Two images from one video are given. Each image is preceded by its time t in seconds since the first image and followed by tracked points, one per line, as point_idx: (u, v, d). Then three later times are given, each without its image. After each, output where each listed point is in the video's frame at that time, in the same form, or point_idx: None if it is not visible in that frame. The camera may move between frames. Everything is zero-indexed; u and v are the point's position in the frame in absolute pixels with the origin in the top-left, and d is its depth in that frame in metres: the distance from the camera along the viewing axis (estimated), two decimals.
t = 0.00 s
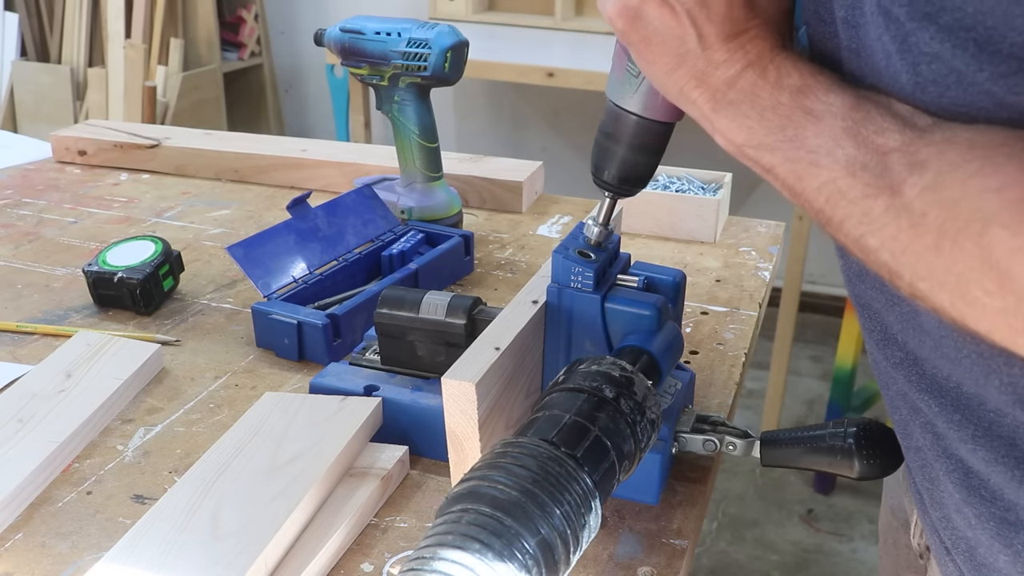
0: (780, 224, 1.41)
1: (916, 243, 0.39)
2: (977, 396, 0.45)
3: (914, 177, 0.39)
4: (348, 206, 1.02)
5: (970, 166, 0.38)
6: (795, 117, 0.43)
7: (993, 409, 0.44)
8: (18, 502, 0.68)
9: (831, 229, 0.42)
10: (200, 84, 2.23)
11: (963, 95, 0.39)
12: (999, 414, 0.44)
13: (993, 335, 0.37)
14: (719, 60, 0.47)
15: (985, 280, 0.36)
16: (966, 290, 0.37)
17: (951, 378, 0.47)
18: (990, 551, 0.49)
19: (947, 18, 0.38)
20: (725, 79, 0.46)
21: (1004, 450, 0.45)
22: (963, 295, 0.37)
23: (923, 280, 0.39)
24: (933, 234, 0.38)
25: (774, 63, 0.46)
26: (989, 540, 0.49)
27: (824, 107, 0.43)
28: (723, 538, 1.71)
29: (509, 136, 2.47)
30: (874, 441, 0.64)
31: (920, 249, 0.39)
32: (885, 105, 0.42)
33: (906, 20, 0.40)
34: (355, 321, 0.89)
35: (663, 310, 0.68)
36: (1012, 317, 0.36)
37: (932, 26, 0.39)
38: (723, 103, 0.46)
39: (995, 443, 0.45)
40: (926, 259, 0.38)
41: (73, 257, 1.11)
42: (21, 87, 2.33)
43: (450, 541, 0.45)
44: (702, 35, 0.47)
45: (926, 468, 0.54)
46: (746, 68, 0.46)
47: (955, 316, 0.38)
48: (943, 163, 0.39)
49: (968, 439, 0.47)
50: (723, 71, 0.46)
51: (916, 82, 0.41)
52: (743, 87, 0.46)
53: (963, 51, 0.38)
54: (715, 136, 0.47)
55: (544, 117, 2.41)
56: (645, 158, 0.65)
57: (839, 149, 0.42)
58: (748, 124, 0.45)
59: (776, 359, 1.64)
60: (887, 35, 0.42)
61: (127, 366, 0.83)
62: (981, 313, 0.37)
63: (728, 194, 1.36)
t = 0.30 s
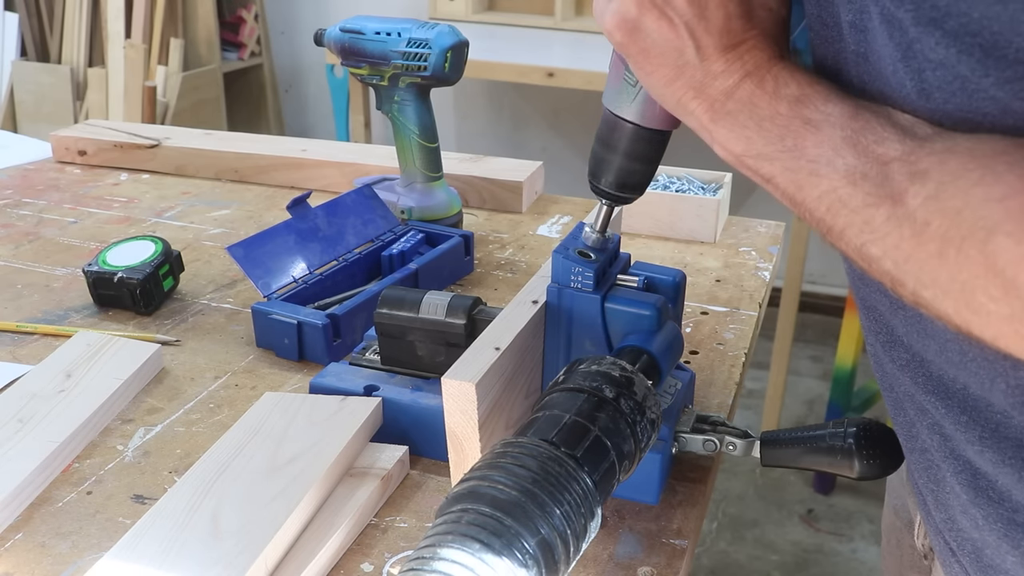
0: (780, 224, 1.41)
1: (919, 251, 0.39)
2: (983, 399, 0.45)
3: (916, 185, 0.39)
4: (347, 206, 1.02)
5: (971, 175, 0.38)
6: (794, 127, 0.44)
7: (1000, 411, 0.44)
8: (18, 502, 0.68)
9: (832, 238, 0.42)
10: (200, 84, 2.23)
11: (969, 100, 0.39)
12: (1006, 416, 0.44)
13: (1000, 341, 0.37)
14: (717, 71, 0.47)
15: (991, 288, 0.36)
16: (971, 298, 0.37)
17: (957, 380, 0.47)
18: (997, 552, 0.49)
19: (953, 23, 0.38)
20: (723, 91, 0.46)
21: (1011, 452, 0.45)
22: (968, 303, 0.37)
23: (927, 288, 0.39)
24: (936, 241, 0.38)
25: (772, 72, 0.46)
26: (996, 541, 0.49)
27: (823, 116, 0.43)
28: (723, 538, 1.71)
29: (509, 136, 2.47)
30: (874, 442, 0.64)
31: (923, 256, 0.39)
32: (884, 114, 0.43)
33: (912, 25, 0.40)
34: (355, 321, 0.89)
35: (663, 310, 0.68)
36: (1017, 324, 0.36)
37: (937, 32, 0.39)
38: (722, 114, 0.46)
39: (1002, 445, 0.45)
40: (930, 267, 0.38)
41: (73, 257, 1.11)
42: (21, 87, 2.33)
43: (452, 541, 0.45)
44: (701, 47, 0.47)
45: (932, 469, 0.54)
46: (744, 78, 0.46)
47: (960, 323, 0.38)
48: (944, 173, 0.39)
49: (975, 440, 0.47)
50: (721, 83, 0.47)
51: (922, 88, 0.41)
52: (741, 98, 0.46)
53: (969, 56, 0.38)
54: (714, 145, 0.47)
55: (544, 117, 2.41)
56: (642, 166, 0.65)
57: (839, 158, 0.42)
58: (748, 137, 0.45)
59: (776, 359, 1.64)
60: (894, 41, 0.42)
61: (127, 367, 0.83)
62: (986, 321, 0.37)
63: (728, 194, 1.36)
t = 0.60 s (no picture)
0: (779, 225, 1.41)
1: (910, 248, 0.39)
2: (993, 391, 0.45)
3: (914, 181, 0.39)
4: (347, 206, 1.02)
5: (971, 176, 0.38)
6: (795, 117, 0.42)
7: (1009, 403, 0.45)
8: (18, 502, 0.68)
9: (823, 229, 0.42)
10: (200, 84, 2.23)
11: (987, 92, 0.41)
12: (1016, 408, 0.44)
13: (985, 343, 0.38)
14: (718, 59, 0.44)
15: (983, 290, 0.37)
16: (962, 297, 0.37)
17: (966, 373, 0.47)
18: (1007, 544, 0.49)
19: (977, 13, 0.40)
20: (723, 79, 0.44)
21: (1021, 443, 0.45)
22: (959, 304, 0.38)
23: (916, 286, 0.39)
24: (930, 239, 0.38)
25: (774, 63, 0.44)
26: (1006, 533, 0.49)
27: (824, 108, 0.42)
28: (723, 538, 1.71)
29: (509, 136, 2.47)
30: (874, 441, 0.64)
31: (914, 254, 0.39)
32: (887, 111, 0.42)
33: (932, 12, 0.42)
34: (355, 321, 0.89)
35: (663, 310, 0.68)
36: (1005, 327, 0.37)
37: (960, 22, 0.41)
38: (720, 102, 0.44)
39: (1012, 436, 0.45)
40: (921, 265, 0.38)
41: (73, 257, 1.11)
42: (21, 87, 2.33)
43: (452, 541, 0.45)
44: (703, 33, 0.45)
45: (937, 465, 0.54)
46: (745, 68, 0.44)
47: (948, 321, 0.39)
48: (944, 171, 0.38)
49: (985, 432, 0.47)
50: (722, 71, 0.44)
51: (938, 79, 0.43)
52: (741, 87, 0.44)
53: (991, 46, 0.40)
54: (707, 133, 0.45)
55: (544, 117, 2.41)
56: (642, 165, 0.65)
57: (838, 149, 0.41)
58: (746, 126, 0.43)
59: (776, 359, 1.64)
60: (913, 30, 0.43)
61: (127, 366, 0.83)
62: (972, 323, 0.38)
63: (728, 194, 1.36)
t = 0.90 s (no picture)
0: (779, 224, 1.41)
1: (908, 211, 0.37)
2: (998, 392, 0.46)
3: (923, 142, 0.37)
4: (347, 206, 1.02)
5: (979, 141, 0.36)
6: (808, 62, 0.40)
7: (1014, 404, 0.45)
8: (18, 502, 0.68)
9: (827, 180, 0.41)
10: (200, 84, 2.23)
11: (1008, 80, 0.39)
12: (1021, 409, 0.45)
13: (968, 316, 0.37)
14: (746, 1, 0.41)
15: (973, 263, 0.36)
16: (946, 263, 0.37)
17: (971, 371, 0.47)
18: (1006, 547, 0.50)
19: None
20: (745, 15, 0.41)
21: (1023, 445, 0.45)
22: (948, 272, 0.37)
23: (908, 249, 0.38)
24: (924, 204, 0.37)
25: (798, 6, 0.41)
26: (1005, 537, 0.49)
27: (845, 57, 0.40)
28: (723, 538, 1.71)
29: (509, 136, 2.47)
30: (874, 441, 0.64)
31: (912, 218, 0.37)
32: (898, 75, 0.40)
33: None
34: (355, 321, 0.89)
35: (663, 310, 0.68)
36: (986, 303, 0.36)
37: (992, 5, 0.40)
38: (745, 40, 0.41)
39: (1015, 438, 0.46)
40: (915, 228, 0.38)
41: (73, 257, 1.11)
42: (21, 87, 2.33)
43: (451, 542, 0.45)
44: None
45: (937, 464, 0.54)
46: (768, 6, 0.41)
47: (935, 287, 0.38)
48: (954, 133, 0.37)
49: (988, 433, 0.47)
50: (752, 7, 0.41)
51: (960, 62, 0.41)
52: (762, 26, 0.41)
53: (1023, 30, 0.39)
54: (726, 70, 0.43)
55: (544, 117, 2.41)
56: (663, 107, 0.62)
57: (849, 102, 0.39)
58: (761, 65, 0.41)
59: (776, 358, 1.64)
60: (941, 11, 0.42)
61: (127, 367, 0.83)
62: (958, 295, 0.37)
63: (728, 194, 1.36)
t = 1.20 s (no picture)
0: (778, 224, 1.41)
1: (885, 119, 0.31)
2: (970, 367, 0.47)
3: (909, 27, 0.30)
4: (348, 206, 1.02)
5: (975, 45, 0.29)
6: None
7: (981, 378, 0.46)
8: (18, 501, 0.68)
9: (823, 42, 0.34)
10: (200, 84, 2.23)
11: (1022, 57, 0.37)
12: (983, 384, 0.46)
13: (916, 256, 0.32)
14: None
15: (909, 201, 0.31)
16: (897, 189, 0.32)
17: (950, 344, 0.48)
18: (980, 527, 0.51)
19: None
20: None
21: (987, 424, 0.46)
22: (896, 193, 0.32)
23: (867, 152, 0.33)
24: (884, 96, 0.31)
25: None
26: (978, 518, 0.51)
27: None
28: (723, 538, 1.71)
29: (509, 136, 2.47)
30: (874, 441, 0.64)
31: (877, 119, 0.32)
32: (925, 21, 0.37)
33: None
34: (355, 321, 0.89)
35: (663, 310, 0.68)
36: (937, 253, 0.31)
37: None
38: None
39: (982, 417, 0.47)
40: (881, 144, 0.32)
41: (72, 257, 1.11)
42: (21, 87, 2.33)
43: (452, 541, 0.45)
44: None
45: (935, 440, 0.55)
46: None
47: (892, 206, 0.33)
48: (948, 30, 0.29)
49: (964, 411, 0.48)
50: None
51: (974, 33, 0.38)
52: None
53: None
54: None
55: (544, 117, 2.41)
56: None
57: None
58: None
59: (776, 359, 1.64)
60: None
61: (127, 367, 0.83)
62: (905, 221, 0.32)
63: (728, 194, 1.36)
